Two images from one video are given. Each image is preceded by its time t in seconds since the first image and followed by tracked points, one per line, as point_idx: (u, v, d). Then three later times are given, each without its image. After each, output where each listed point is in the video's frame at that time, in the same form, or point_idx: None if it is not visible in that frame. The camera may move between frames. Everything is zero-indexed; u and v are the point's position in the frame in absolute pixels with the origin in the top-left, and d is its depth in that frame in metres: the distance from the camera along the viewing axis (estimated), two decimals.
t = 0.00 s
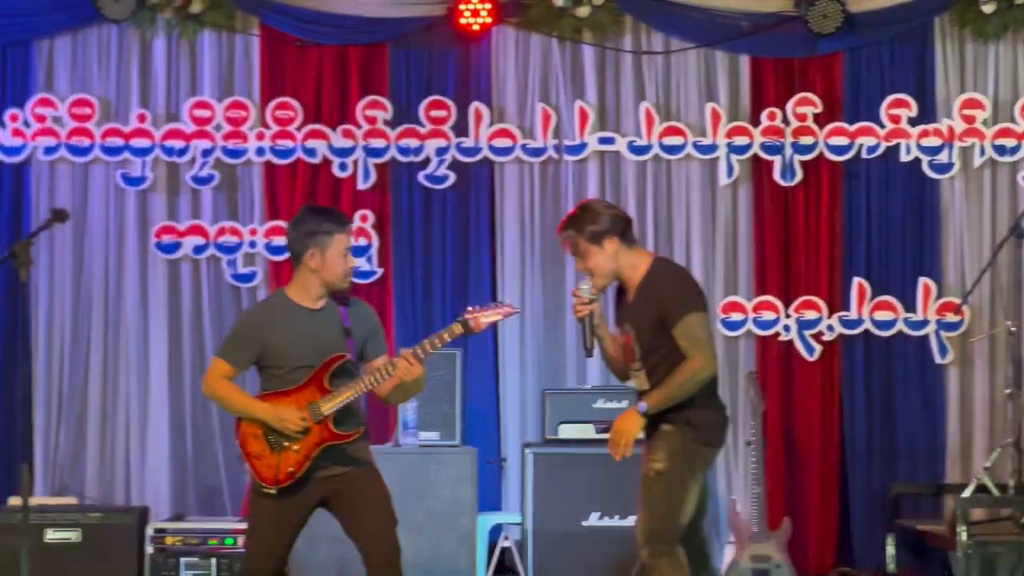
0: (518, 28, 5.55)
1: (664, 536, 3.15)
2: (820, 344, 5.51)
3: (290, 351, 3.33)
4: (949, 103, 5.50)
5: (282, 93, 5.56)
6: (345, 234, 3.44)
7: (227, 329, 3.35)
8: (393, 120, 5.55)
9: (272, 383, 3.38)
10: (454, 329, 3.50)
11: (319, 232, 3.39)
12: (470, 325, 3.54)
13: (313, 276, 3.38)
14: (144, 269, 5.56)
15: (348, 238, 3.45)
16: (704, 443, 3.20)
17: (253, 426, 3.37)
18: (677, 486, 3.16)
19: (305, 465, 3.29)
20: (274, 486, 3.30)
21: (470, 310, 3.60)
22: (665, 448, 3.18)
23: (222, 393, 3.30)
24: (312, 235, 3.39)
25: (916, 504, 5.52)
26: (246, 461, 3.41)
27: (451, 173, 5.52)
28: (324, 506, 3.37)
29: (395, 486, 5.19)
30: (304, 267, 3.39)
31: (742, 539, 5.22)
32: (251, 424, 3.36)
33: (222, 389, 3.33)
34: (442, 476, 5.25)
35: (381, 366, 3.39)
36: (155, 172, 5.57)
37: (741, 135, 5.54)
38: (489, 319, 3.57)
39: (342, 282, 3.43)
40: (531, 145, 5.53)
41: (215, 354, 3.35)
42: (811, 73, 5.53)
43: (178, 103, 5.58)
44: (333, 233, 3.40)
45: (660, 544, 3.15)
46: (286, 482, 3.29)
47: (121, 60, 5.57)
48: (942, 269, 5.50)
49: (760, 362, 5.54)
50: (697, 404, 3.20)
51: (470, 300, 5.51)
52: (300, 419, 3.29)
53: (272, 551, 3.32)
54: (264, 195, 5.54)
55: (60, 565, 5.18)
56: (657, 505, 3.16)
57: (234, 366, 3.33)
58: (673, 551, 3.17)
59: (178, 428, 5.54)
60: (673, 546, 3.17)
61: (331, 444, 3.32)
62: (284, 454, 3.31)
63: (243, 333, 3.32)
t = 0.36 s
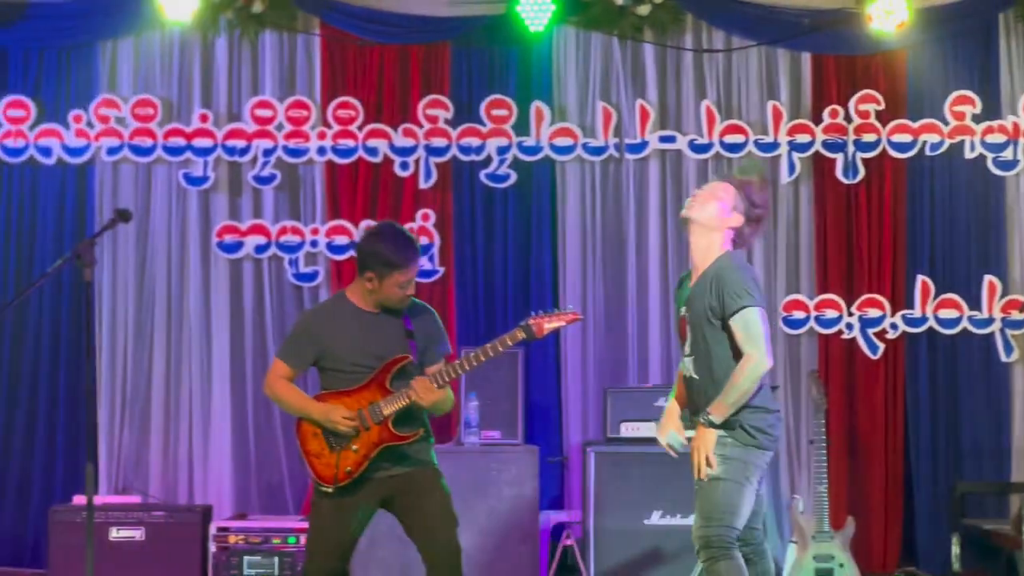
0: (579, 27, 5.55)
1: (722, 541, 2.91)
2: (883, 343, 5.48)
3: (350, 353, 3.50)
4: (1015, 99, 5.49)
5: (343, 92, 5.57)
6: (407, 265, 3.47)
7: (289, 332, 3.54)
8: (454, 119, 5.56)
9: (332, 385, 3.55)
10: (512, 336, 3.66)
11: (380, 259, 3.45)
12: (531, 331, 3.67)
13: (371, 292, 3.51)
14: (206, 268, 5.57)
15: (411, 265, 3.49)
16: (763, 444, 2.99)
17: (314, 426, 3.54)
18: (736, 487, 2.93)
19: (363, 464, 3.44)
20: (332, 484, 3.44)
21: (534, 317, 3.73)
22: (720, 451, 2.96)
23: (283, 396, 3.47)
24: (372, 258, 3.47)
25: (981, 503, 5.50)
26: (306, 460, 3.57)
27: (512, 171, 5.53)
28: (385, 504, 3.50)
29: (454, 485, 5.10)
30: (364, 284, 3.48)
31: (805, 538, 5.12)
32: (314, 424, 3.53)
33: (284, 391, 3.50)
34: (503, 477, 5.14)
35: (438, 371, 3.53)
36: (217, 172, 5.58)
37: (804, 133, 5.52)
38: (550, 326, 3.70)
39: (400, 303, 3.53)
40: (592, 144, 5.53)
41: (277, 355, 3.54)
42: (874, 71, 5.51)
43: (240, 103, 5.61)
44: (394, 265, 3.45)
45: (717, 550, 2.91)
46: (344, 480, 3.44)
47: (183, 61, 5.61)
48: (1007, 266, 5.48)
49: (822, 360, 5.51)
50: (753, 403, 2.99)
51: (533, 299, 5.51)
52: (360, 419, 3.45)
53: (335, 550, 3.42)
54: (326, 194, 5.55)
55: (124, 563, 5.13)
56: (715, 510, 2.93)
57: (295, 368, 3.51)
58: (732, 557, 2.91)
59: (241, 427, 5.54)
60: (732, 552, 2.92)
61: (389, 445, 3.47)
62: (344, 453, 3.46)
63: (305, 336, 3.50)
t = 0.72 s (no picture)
0: (624, 26, 5.55)
1: (773, 533, 3.13)
2: (930, 341, 5.46)
3: (390, 349, 3.53)
4: None
5: (389, 91, 5.59)
6: (429, 256, 3.48)
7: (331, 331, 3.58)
8: (499, 118, 5.55)
9: (374, 382, 3.57)
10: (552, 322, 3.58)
11: (402, 250, 3.49)
12: (570, 319, 3.60)
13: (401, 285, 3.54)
14: (252, 266, 5.59)
15: (435, 256, 3.49)
16: (816, 442, 3.17)
17: (357, 423, 3.57)
18: (786, 482, 3.13)
19: (405, 459, 3.46)
20: (375, 480, 3.47)
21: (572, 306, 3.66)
22: (774, 448, 3.15)
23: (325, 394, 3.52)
24: (399, 248, 3.51)
25: None
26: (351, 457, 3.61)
27: (557, 170, 5.52)
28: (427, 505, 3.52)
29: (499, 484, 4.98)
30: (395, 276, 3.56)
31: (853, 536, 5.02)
32: (357, 422, 3.56)
33: (327, 390, 3.54)
34: (550, 475, 5.00)
35: (484, 360, 3.51)
36: (262, 171, 5.60)
37: (849, 131, 5.51)
38: (590, 313, 3.62)
39: (430, 297, 3.52)
40: (637, 142, 5.52)
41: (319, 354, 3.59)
42: (920, 69, 5.51)
43: (285, 103, 5.62)
44: (414, 255, 3.47)
45: (768, 541, 3.14)
46: (386, 476, 3.46)
47: (229, 61, 5.62)
48: None
49: (868, 358, 5.51)
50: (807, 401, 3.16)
51: (577, 295, 5.52)
52: (402, 414, 3.47)
53: (373, 549, 3.46)
54: (371, 192, 5.56)
55: (166, 562, 5.03)
56: (766, 503, 3.15)
57: (337, 367, 3.55)
58: (782, 549, 3.15)
59: (286, 425, 5.55)
60: (782, 544, 3.14)
61: (431, 438, 3.48)
62: (387, 449, 3.48)
63: (346, 334, 3.54)
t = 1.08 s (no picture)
0: (646, 24, 5.56)
1: (787, 534, 3.08)
2: (953, 340, 5.46)
3: (409, 350, 3.52)
4: None
5: (411, 90, 5.59)
6: (450, 228, 3.64)
7: (350, 331, 3.59)
8: (521, 117, 5.56)
9: (393, 382, 3.57)
10: (566, 320, 3.51)
11: (424, 229, 3.63)
12: (585, 315, 3.52)
13: (425, 270, 3.60)
14: (273, 264, 5.60)
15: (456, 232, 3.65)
16: (834, 446, 3.12)
17: (375, 424, 3.55)
18: (802, 484, 3.09)
19: (426, 460, 3.45)
20: (396, 482, 3.45)
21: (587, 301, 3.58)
22: (793, 449, 3.11)
23: (347, 395, 3.52)
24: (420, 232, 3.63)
25: None
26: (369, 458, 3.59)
27: (579, 169, 5.52)
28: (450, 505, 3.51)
29: (521, 482, 4.96)
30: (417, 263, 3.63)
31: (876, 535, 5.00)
32: (376, 423, 3.54)
33: (349, 390, 3.53)
34: (572, 474, 4.98)
35: (497, 361, 3.49)
36: (284, 170, 5.61)
37: (872, 129, 5.51)
38: (605, 309, 3.53)
39: (455, 275, 3.57)
40: (659, 141, 5.52)
41: (339, 354, 3.58)
42: (942, 67, 5.50)
43: (307, 102, 5.63)
44: (436, 229, 3.63)
45: (782, 542, 3.09)
46: (407, 477, 3.44)
47: (251, 60, 5.63)
48: None
49: (891, 357, 5.51)
50: (828, 403, 3.12)
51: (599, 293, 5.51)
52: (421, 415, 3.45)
53: (394, 549, 3.45)
54: (393, 191, 5.56)
55: (189, 560, 5.04)
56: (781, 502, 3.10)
57: (358, 366, 3.55)
58: (797, 550, 3.10)
59: (309, 423, 5.55)
60: (796, 545, 3.10)
61: (450, 439, 3.47)
62: (406, 449, 3.47)
63: (364, 334, 3.54)
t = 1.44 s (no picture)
0: (649, 23, 5.55)
1: (801, 535, 3.10)
2: (956, 339, 5.46)
3: (413, 347, 3.52)
4: None
5: (414, 89, 5.59)
6: (461, 236, 3.53)
7: (354, 327, 3.58)
8: (524, 116, 5.56)
9: (397, 379, 3.57)
10: (573, 319, 3.47)
11: (432, 231, 3.54)
12: (591, 313, 3.53)
13: (427, 272, 3.55)
14: (276, 264, 5.60)
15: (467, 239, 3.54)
16: (846, 446, 3.14)
17: (380, 420, 3.56)
18: (815, 484, 3.11)
19: (431, 458, 3.45)
20: (401, 478, 3.47)
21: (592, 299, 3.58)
22: (803, 449, 3.13)
23: (350, 392, 3.51)
24: (428, 232, 3.54)
25: None
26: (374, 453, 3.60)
27: (582, 168, 5.52)
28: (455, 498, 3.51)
29: (524, 482, 4.96)
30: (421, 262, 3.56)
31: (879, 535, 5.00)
32: (380, 419, 3.55)
33: (351, 389, 3.52)
34: (575, 473, 4.98)
35: (504, 358, 3.46)
36: (287, 170, 5.61)
37: (875, 128, 5.52)
38: (611, 307, 3.54)
39: (457, 280, 3.52)
40: (662, 140, 5.52)
41: (342, 350, 3.58)
42: (946, 66, 5.50)
43: (310, 101, 5.63)
44: (446, 235, 3.52)
45: (796, 543, 3.10)
46: (412, 474, 3.45)
47: (254, 59, 5.63)
48: None
49: (894, 356, 5.50)
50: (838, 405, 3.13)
51: (603, 291, 5.51)
52: (426, 413, 3.45)
53: (401, 546, 3.45)
54: (396, 190, 5.56)
55: (193, 560, 5.05)
56: (795, 503, 3.12)
57: (361, 363, 3.55)
58: (811, 551, 3.10)
59: (312, 423, 5.55)
60: (811, 546, 3.10)
61: (455, 436, 3.47)
62: (411, 447, 3.47)
63: (369, 330, 3.54)
